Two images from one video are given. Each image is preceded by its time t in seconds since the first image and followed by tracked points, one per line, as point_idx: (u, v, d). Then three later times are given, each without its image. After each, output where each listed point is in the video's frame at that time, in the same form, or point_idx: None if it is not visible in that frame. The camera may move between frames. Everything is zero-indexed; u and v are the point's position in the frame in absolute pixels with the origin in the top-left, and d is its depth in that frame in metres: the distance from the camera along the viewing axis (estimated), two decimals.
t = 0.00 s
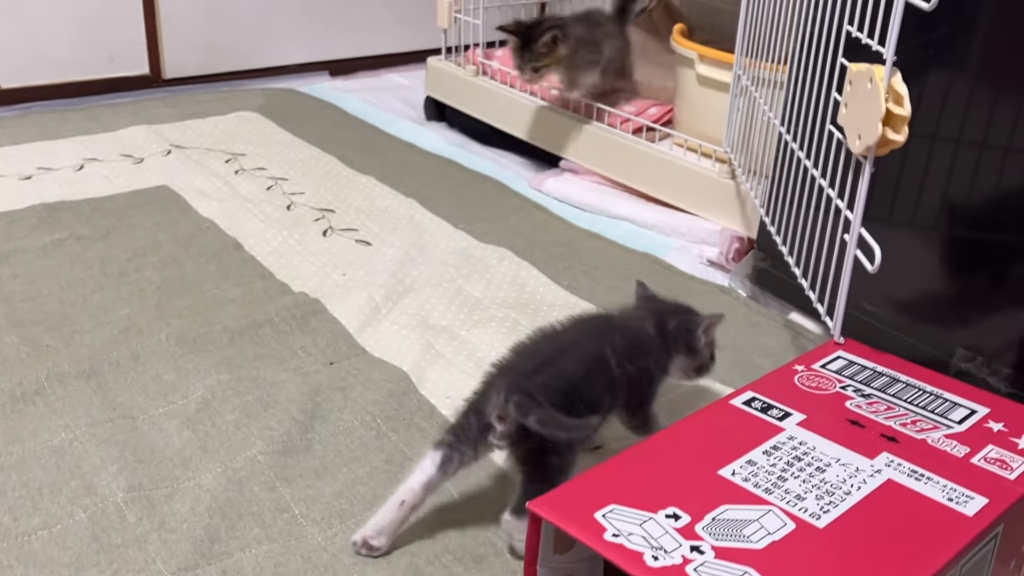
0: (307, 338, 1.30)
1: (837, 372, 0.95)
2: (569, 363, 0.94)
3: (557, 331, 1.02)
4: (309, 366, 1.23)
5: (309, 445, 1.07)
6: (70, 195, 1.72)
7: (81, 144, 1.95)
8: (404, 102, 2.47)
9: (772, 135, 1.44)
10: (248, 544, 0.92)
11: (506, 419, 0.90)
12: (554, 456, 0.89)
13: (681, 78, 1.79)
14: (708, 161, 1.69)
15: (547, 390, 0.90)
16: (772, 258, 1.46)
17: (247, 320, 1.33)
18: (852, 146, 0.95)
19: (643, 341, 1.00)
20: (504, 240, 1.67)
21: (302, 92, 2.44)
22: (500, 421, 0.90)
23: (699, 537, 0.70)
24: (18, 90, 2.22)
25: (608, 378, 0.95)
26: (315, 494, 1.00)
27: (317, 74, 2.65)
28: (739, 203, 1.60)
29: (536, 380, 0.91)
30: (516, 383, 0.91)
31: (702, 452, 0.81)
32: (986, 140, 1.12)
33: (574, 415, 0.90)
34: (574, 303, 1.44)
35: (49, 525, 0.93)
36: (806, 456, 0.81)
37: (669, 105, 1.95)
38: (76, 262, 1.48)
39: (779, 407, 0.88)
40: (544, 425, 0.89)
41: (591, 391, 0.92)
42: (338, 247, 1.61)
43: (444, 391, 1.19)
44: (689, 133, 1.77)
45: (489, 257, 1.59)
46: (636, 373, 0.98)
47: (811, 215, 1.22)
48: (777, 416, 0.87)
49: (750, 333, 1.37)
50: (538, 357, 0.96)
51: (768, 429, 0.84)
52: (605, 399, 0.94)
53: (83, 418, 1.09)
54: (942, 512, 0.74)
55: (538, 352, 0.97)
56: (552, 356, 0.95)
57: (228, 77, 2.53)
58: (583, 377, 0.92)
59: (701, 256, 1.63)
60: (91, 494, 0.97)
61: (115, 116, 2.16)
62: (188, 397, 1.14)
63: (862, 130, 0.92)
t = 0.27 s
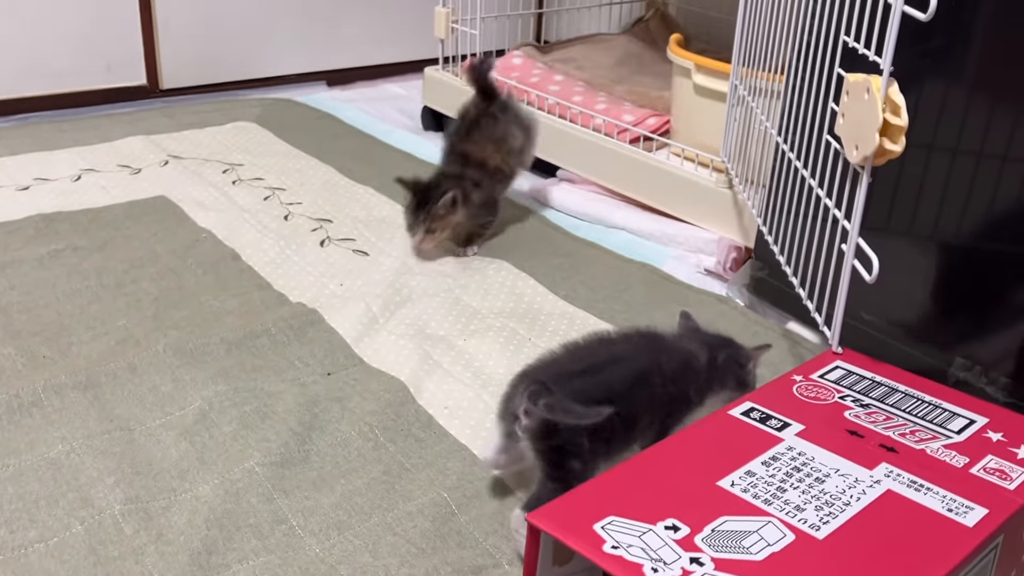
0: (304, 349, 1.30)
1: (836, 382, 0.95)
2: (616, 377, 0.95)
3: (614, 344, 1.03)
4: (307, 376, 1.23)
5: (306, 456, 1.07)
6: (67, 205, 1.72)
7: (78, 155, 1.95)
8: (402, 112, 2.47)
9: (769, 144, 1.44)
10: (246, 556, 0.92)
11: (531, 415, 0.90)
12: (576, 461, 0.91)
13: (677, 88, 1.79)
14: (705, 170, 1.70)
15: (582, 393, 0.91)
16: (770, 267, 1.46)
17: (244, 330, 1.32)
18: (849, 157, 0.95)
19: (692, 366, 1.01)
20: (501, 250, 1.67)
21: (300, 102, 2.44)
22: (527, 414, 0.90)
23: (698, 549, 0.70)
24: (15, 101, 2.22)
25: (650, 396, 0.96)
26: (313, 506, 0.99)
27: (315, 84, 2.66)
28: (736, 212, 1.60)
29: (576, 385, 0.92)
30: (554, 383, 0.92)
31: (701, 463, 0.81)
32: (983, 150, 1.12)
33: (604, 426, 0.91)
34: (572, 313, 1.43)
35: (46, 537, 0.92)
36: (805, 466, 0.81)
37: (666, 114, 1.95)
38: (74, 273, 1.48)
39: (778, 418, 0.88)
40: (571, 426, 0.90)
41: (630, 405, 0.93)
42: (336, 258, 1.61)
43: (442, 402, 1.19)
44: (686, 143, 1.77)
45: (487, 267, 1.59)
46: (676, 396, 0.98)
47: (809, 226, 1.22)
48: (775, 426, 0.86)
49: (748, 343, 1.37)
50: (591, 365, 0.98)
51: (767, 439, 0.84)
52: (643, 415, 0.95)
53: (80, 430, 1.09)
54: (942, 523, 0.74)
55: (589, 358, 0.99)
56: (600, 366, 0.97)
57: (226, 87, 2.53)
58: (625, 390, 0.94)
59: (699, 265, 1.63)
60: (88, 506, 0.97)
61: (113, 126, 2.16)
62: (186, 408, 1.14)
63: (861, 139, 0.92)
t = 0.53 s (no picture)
0: (305, 355, 1.30)
1: (837, 387, 0.95)
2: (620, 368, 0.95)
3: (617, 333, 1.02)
4: (308, 382, 1.23)
5: (308, 462, 1.07)
6: (67, 212, 1.72)
7: (78, 162, 1.95)
8: (401, 119, 2.47)
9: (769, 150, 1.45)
10: (247, 561, 0.92)
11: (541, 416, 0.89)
12: (581, 462, 0.90)
13: (677, 94, 1.79)
14: (705, 176, 1.71)
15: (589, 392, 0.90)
16: (770, 273, 1.46)
17: (245, 336, 1.33)
18: (849, 162, 0.95)
19: (701, 362, 1.02)
20: (501, 256, 1.67)
21: (299, 109, 2.45)
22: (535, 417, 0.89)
23: (700, 553, 0.70)
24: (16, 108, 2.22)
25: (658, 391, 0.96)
26: (315, 511, 0.99)
27: (315, 91, 2.66)
28: (736, 218, 1.60)
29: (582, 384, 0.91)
30: (553, 386, 0.91)
31: (703, 468, 0.81)
32: (983, 155, 1.12)
33: (609, 425, 0.91)
34: (572, 319, 1.43)
35: (47, 543, 0.92)
36: (807, 471, 0.81)
37: (666, 120, 1.96)
38: (74, 280, 1.48)
39: (779, 422, 0.88)
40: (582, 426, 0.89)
41: (637, 401, 0.93)
42: (336, 264, 1.61)
43: (443, 407, 1.19)
44: (686, 149, 1.77)
45: (487, 273, 1.59)
46: (683, 394, 1.00)
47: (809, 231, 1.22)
48: (777, 430, 0.86)
49: (748, 348, 1.37)
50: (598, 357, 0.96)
51: (768, 444, 0.84)
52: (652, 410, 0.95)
53: (81, 436, 1.09)
54: (944, 527, 0.74)
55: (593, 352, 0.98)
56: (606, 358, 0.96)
57: (226, 95, 2.54)
58: (634, 386, 0.93)
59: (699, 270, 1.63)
60: (89, 512, 0.97)
61: (113, 133, 2.16)
62: (187, 414, 1.14)
63: (861, 145, 0.92)
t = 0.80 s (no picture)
0: (309, 360, 1.30)
1: (841, 391, 0.95)
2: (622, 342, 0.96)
3: (622, 312, 1.04)
4: (312, 387, 1.23)
5: (312, 467, 1.07)
6: (71, 218, 1.72)
7: (82, 168, 1.96)
8: (404, 124, 2.48)
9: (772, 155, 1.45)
10: (252, 566, 0.92)
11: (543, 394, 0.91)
12: (584, 437, 0.90)
13: (679, 99, 1.79)
14: (707, 180, 1.70)
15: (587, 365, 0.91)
16: (773, 277, 1.46)
17: (249, 341, 1.33)
18: (853, 166, 0.95)
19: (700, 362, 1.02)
20: (504, 261, 1.67)
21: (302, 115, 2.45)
22: (537, 392, 0.91)
23: (705, 557, 0.70)
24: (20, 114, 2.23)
25: (661, 364, 0.96)
26: (319, 516, 0.99)
27: (317, 97, 2.67)
28: (739, 223, 1.61)
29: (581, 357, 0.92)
30: (553, 362, 0.93)
31: (708, 472, 0.81)
32: (986, 159, 1.12)
33: (610, 395, 0.90)
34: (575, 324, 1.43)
35: (52, 548, 0.92)
36: (812, 475, 0.81)
37: (668, 125, 1.96)
38: (78, 285, 1.48)
39: (784, 427, 0.88)
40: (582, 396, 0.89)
41: (642, 369, 0.94)
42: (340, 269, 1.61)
43: (447, 412, 1.19)
44: (688, 154, 1.77)
45: (490, 277, 1.60)
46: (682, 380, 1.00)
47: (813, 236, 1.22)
48: (781, 435, 0.86)
49: (751, 352, 1.37)
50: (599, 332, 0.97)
51: (772, 448, 0.84)
52: (657, 383, 0.95)
53: (85, 442, 1.09)
54: (949, 531, 0.74)
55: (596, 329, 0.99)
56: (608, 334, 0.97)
57: (229, 100, 2.54)
58: (635, 354, 0.94)
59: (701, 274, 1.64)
60: (93, 518, 0.97)
61: (117, 139, 2.17)
62: (191, 419, 1.14)
63: (864, 149, 0.92)
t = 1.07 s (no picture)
0: (317, 359, 1.30)
1: (850, 388, 0.95)
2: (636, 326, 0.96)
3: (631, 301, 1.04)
4: (320, 386, 1.24)
5: (321, 466, 1.07)
6: (79, 219, 1.73)
7: (90, 169, 1.96)
8: (409, 126, 2.48)
9: (778, 154, 1.45)
10: (262, 564, 0.92)
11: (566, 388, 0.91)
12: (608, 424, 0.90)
13: (685, 100, 1.79)
14: (713, 180, 1.71)
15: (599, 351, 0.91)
16: (780, 276, 1.46)
17: (257, 341, 1.33)
18: (861, 163, 0.95)
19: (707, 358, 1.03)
20: (511, 261, 1.67)
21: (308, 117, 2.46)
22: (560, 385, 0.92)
23: (716, 552, 0.70)
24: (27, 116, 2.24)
25: (677, 346, 0.96)
26: (329, 514, 1.00)
27: (323, 99, 2.67)
28: (745, 222, 1.61)
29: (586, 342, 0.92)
30: (572, 353, 0.94)
31: (718, 468, 0.81)
32: (993, 157, 1.12)
33: (627, 381, 0.90)
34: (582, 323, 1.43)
35: (63, 546, 0.93)
36: (821, 471, 0.81)
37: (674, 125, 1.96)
38: (87, 286, 1.49)
39: (793, 424, 0.88)
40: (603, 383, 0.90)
41: (656, 352, 0.93)
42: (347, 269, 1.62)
43: (455, 411, 1.19)
44: (694, 154, 1.77)
45: (497, 277, 1.60)
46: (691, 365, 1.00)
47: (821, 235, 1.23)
48: (790, 431, 0.87)
49: (758, 351, 1.37)
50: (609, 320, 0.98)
51: (782, 445, 0.84)
52: (674, 365, 0.95)
53: (95, 440, 1.09)
54: (959, 527, 0.74)
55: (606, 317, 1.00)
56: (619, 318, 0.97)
57: (235, 102, 2.55)
58: (650, 338, 0.93)
59: (708, 274, 1.64)
60: (104, 515, 0.97)
61: (124, 141, 2.17)
62: (200, 418, 1.14)
63: (872, 147, 0.92)
